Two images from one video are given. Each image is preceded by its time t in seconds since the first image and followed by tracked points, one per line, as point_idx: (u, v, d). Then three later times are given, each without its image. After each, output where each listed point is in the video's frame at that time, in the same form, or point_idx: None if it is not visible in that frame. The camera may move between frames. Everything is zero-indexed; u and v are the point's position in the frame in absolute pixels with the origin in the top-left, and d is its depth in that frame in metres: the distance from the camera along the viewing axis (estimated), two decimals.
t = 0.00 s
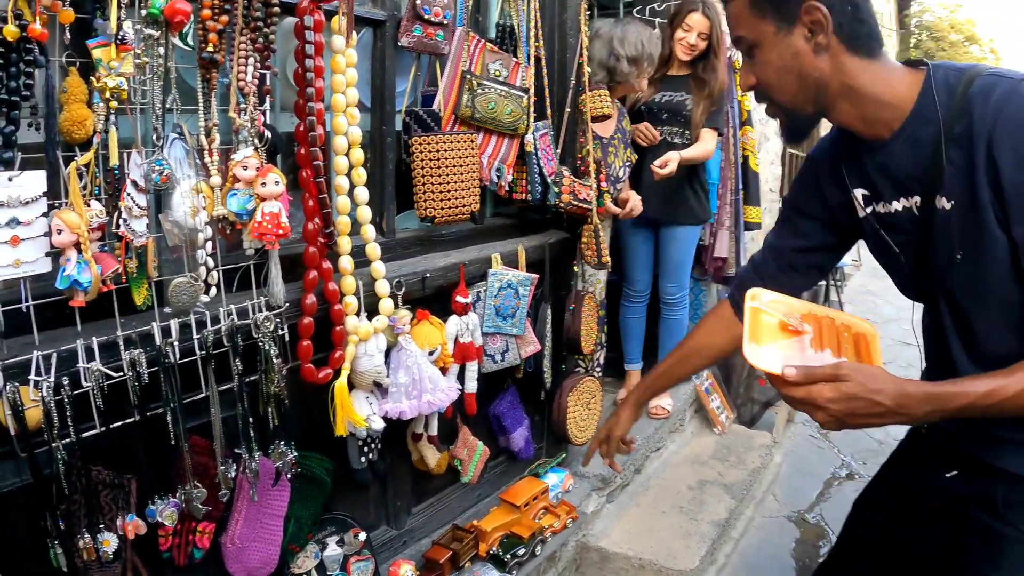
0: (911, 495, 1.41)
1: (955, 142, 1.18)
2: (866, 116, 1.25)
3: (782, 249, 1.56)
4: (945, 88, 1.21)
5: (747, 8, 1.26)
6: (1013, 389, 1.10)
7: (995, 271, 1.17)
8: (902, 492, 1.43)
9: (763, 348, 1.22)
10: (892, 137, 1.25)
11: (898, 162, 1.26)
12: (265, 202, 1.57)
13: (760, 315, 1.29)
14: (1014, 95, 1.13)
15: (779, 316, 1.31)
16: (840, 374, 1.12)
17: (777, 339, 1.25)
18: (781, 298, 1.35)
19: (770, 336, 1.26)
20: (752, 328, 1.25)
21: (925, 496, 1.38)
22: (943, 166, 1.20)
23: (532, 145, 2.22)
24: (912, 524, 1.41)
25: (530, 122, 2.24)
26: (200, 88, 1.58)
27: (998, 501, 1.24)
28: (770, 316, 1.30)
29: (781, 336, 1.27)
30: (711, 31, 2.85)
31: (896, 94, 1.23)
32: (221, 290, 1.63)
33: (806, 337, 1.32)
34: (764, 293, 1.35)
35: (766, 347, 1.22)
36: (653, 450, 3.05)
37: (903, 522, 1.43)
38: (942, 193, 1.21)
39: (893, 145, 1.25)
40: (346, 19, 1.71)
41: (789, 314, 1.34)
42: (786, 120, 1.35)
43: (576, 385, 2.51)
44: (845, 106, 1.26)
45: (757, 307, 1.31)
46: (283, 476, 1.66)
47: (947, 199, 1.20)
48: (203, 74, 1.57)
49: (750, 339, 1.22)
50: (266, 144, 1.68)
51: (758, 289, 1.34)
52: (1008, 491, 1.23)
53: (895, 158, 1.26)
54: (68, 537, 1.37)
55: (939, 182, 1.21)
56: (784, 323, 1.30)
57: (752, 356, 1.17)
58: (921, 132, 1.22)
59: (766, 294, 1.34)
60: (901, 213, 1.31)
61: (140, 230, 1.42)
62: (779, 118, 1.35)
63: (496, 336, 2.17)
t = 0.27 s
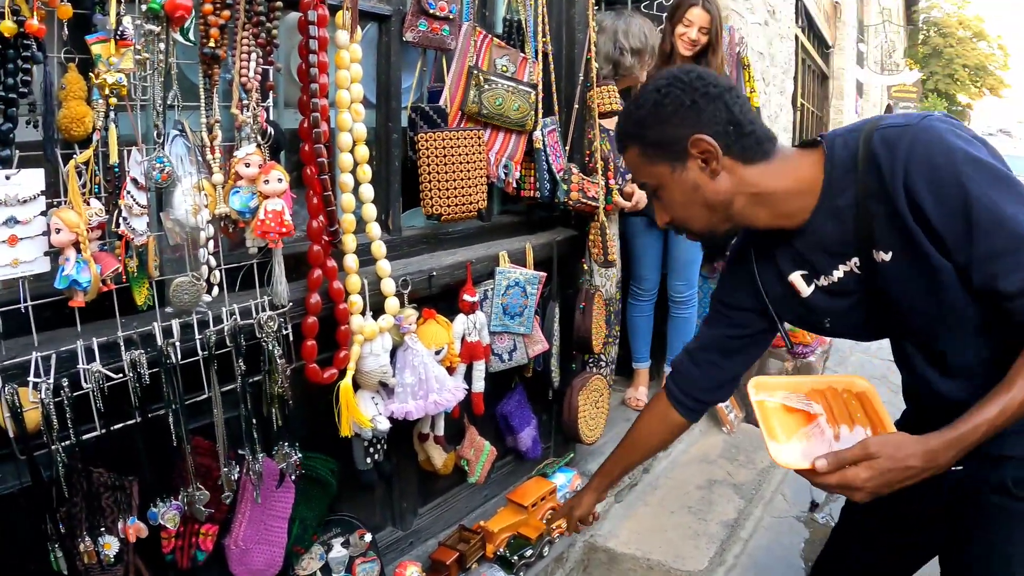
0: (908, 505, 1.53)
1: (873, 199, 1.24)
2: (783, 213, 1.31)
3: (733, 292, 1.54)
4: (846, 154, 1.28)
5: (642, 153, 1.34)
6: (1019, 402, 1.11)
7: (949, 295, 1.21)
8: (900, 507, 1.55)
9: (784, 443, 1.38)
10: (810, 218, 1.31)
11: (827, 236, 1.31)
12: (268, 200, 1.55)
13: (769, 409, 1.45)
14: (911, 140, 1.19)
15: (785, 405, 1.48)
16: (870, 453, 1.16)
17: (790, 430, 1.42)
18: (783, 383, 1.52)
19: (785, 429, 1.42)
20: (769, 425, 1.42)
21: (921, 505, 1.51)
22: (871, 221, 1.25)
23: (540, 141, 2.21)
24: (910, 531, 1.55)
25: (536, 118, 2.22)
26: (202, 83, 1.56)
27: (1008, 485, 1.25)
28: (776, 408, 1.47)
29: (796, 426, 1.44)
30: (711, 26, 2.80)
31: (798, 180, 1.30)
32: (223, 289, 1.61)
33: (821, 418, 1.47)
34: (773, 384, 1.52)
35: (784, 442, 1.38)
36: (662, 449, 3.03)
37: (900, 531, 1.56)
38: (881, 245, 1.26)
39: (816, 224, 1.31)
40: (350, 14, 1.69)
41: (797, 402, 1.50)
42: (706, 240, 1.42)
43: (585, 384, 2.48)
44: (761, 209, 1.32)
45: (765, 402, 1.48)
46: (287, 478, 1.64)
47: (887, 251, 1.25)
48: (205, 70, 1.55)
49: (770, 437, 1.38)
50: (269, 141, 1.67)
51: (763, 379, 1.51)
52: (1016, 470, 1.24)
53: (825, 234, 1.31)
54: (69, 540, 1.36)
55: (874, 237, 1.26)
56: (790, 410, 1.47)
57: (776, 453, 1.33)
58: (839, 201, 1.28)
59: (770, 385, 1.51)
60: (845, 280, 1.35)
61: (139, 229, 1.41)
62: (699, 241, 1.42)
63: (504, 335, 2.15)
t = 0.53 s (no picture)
0: (877, 492, 1.51)
1: (836, 195, 1.20)
2: (748, 208, 1.29)
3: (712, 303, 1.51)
4: (810, 150, 1.23)
5: (610, 159, 1.31)
6: (977, 395, 1.06)
7: (915, 291, 1.18)
8: (866, 493, 1.54)
9: (748, 435, 1.31)
10: (778, 212, 1.28)
11: (794, 231, 1.27)
12: (268, 188, 1.52)
13: (733, 395, 1.36)
14: (870, 137, 1.15)
15: (751, 390, 1.38)
16: (830, 445, 1.14)
17: (754, 419, 1.34)
18: (751, 367, 1.42)
19: (750, 417, 1.34)
20: (731, 413, 1.33)
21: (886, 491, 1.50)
22: (835, 218, 1.21)
23: (544, 131, 2.18)
24: (874, 519, 1.54)
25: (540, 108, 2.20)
26: (201, 70, 1.53)
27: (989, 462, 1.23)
28: (740, 394, 1.37)
29: (761, 414, 1.36)
30: (714, 17, 2.77)
31: (764, 176, 1.27)
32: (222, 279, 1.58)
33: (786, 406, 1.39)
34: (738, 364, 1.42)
35: (748, 433, 1.31)
36: (666, 443, 3.02)
37: (863, 518, 1.56)
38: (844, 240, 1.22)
39: (783, 218, 1.28)
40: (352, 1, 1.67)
41: (763, 386, 1.41)
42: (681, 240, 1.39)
43: (591, 377, 2.46)
44: (727, 206, 1.30)
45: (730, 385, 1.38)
46: (288, 470, 1.62)
47: (850, 247, 1.21)
48: (203, 57, 1.52)
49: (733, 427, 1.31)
50: (269, 129, 1.63)
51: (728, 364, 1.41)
52: (999, 449, 1.22)
53: (792, 228, 1.27)
54: (65, 532, 1.34)
55: (837, 233, 1.22)
56: (755, 397, 1.38)
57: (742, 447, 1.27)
58: (805, 196, 1.24)
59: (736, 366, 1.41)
60: (816, 272, 1.31)
61: (137, 217, 1.38)
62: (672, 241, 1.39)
63: (508, 327, 2.13)
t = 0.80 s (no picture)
0: (858, 490, 1.52)
1: (810, 192, 1.18)
2: (728, 207, 1.26)
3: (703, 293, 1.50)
4: (782, 148, 1.21)
5: (588, 160, 1.30)
6: (957, 390, 1.07)
7: (892, 287, 1.17)
8: (846, 490, 1.54)
9: (725, 435, 1.30)
10: (757, 212, 1.26)
11: (774, 230, 1.25)
12: (256, 177, 1.51)
13: (710, 396, 1.35)
14: (839, 133, 1.14)
15: (728, 391, 1.37)
16: (805, 445, 1.13)
17: (731, 418, 1.33)
18: (727, 367, 1.40)
19: (727, 417, 1.33)
20: (708, 414, 1.32)
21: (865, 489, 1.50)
22: (811, 214, 1.19)
23: (540, 121, 2.15)
24: (853, 517, 1.55)
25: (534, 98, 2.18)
26: (189, 61, 1.52)
27: (977, 457, 1.23)
28: (717, 394, 1.36)
29: (739, 414, 1.35)
30: (707, 5, 2.78)
31: (742, 175, 1.25)
32: (212, 270, 1.58)
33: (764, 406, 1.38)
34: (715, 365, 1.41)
35: (726, 433, 1.30)
36: (664, 435, 3.02)
37: (840, 515, 1.57)
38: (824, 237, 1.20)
39: (763, 217, 1.25)
40: None
41: (741, 386, 1.39)
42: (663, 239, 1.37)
43: (587, 368, 2.46)
44: (706, 206, 1.27)
45: (707, 385, 1.37)
46: (279, 461, 1.62)
47: (828, 244, 1.20)
48: (191, 47, 1.51)
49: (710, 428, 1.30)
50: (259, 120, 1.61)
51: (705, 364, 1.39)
52: (988, 444, 1.21)
53: (770, 227, 1.25)
54: (55, 523, 1.33)
55: (815, 231, 1.20)
56: (733, 397, 1.37)
57: (720, 447, 1.26)
58: (780, 195, 1.22)
59: (713, 367, 1.40)
60: (798, 269, 1.30)
61: (125, 207, 1.37)
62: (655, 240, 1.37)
63: (502, 318, 2.12)
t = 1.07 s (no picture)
0: (850, 482, 1.53)
1: (800, 183, 1.18)
2: (718, 202, 1.26)
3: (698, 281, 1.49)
4: (770, 140, 1.22)
5: (579, 157, 1.29)
6: (949, 383, 1.05)
7: (886, 278, 1.16)
8: (838, 482, 1.56)
9: (712, 429, 1.30)
10: (749, 208, 1.26)
11: (767, 223, 1.25)
12: (248, 164, 1.51)
13: (699, 388, 1.34)
14: (826, 123, 1.13)
15: (718, 382, 1.37)
16: (793, 439, 1.12)
17: (720, 411, 1.33)
18: (717, 359, 1.39)
19: (716, 410, 1.33)
20: (696, 407, 1.32)
21: (856, 481, 1.52)
22: (801, 204, 1.19)
23: (536, 109, 2.15)
24: (840, 510, 1.57)
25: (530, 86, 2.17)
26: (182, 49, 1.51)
27: (980, 450, 1.22)
28: (707, 386, 1.35)
29: (728, 406, 1.34)
30: None
31: (732, 169, 1.25)
32: (204, 258, 1.58)
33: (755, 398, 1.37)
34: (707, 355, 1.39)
35: (713, 427, 1.30)
36: (663, 426, 3.01)
37: (831, 507, 1.59)
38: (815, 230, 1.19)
39: (754, 211, 1.25)
40: None
41: (732, 377, 1.38)
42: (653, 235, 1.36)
43: (585, 357, 2.46)
44: (698, 200, 1.26)
45: (697, 377, 1.36)
46: (273, 450, 1.62)
47: (820, 236, 1.19)
48: (184, 35, 1.50)
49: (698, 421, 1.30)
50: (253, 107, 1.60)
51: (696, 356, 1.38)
52: (990, 436, 1.20)
53: (763, 220, 1.25)
54: (49, 511, 1.34)
55: (806, 223, 1.20)
56: (723, 389, 1.36)
57: (706, 442, 1.27)
58: (771, 187, 1.22)
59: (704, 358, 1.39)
60: (792, 263, 1.28)
61: (117, 194, 1.36)
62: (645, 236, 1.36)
63: (499, 307, 2.12)
